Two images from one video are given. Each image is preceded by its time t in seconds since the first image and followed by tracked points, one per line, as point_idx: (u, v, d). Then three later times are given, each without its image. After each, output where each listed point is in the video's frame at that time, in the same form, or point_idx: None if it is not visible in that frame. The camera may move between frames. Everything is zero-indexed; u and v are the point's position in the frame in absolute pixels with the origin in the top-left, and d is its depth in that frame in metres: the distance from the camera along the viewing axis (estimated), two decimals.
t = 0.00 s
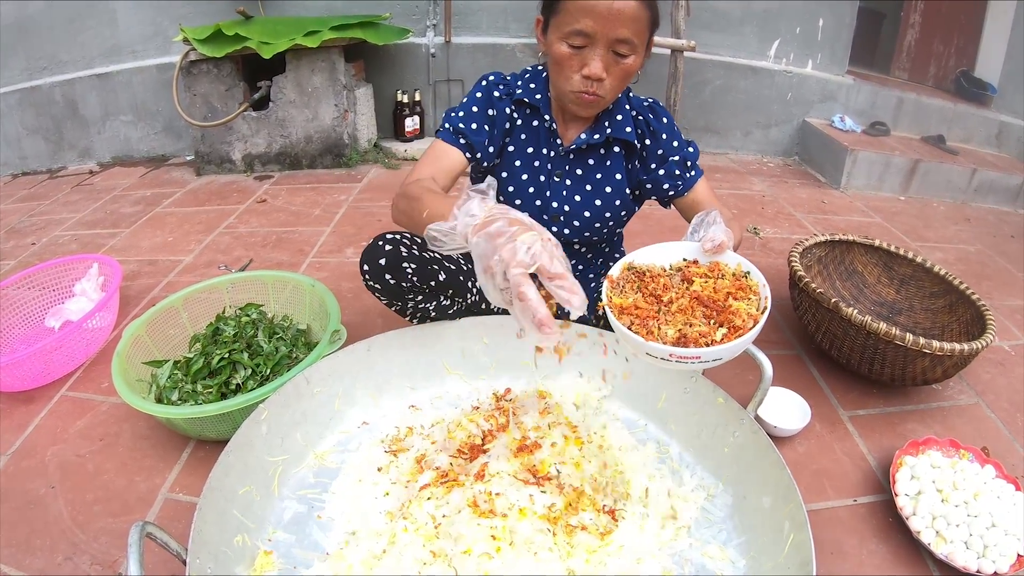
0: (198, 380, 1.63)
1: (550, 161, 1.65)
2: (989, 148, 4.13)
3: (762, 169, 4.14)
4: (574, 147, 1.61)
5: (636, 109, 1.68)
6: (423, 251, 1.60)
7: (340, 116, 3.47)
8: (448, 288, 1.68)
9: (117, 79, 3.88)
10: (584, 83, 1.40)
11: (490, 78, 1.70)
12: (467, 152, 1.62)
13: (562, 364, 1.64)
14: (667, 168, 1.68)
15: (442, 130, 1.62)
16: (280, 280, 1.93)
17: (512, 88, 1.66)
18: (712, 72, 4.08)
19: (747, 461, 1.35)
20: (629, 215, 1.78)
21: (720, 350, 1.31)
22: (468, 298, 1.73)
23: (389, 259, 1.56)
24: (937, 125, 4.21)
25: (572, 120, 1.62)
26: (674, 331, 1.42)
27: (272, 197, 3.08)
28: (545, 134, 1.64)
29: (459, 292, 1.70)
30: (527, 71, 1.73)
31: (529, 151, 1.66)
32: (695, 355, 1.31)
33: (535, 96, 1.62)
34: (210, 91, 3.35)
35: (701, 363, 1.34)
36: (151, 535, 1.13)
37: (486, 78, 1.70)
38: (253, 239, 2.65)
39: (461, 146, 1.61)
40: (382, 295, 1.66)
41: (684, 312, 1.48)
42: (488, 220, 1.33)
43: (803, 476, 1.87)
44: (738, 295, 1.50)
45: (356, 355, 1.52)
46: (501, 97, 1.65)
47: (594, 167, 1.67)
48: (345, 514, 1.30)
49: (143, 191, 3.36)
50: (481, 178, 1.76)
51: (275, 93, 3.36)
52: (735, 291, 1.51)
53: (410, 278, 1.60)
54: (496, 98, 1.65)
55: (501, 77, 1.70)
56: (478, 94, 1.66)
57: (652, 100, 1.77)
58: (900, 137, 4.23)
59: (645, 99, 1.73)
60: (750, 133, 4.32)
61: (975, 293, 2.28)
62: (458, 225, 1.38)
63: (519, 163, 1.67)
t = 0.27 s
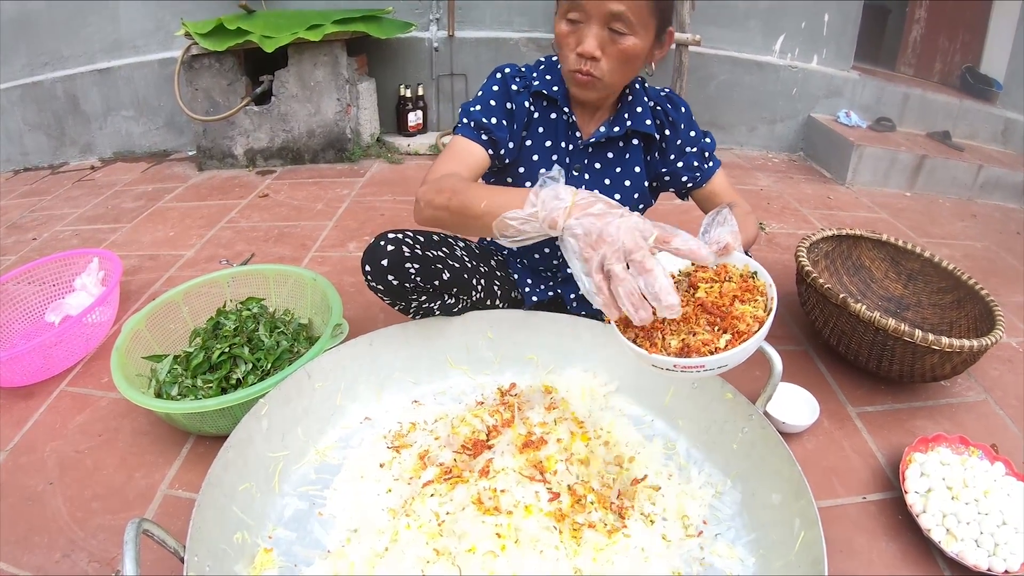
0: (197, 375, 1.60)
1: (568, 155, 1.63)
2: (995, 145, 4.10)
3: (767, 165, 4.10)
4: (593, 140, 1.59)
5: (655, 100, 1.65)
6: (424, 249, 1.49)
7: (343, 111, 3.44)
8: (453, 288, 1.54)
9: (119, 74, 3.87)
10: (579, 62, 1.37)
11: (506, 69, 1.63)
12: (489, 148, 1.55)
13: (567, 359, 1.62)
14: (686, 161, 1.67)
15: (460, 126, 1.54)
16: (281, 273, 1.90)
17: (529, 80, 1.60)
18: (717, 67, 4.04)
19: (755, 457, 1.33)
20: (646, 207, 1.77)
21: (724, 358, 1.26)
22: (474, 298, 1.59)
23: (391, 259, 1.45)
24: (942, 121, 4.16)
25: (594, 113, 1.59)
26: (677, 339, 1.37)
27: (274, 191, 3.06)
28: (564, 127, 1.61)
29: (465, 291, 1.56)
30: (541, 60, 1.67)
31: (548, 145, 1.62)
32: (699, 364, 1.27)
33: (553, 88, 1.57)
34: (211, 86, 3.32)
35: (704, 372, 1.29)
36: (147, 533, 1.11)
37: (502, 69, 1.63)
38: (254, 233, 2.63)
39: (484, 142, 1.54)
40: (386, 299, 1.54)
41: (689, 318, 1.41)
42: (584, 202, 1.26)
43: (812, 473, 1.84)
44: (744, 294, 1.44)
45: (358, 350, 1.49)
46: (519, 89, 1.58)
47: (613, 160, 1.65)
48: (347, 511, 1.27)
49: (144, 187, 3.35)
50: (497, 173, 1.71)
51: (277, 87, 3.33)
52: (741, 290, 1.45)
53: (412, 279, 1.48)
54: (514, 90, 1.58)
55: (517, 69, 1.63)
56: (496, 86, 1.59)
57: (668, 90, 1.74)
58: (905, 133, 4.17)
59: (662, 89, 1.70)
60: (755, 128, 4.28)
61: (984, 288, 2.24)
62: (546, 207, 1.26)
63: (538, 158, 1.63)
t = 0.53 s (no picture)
0: (191, 367, 1.56)
1: (576, 135, 1.57)
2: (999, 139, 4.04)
3: (770, 156, 4.04)
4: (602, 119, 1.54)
5: (664, 80, 1.60)
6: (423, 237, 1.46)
7: (342, 101, 3.39)
8: (454, 276, 1.50)
9: (116, 66, 3.82)
10: (558, 34, 1.36)
11: (516, 46, 1.58)
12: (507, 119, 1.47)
13: (571, 350, 1.57)
14: (696, 144, 1.63)
15: (477, 94, 1.46)
16: (278, 263, 1.86)
17: (539, 58, 1.55)
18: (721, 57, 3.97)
19: (766, 450, 1.28)
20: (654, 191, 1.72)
21: (691, 345, 1.11)
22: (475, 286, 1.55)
23: (389, 246, 1.41)
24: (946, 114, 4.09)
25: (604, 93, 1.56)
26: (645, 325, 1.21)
27: (272, 182, 3.02)
28: (571, 107, 1.56)
29: (466, 280, 1.53)
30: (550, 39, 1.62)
31: (557, 125, 1.56)
32: (662, 351, 1.11)
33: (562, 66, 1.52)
34: (209, 76, 3.27)
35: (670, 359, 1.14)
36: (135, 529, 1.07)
37: (511, 46, 1.58)
38: (252, 225, 2.58)
39: (501, 113, 1.46)
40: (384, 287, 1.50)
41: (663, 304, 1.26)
42: (638, 212, 1.24)
43: (821, 467, 1.79)
44: (725, 284, 1.28)
45: (357, 340, 1.45)
46: (529, 66, 1.53)
47: (622, 141, 1.60)
48: (344, 507, 1.23)
49: (141, 179, 3.30)
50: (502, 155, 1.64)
51: (275, 78, 3.28)
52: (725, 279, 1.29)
53: (411, 266, 1.43)
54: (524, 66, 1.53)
55: (526, 46, 1.58)
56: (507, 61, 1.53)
57: (677, 72, 1.69)
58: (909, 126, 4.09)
59: (670, 70, 1.66)
60: (758, 120, 4.21)
61: (993, 280, 2.19)
62: (599, 208, 1.24)
63: (545, 138, 1.57)
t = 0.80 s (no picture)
0: (178, 357, 1.50)
1: (567, 112, 1.54)
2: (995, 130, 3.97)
3: (768, 145, 3.98)
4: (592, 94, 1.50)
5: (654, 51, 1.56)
6: (418, 215, 1.43)
7: (335, 90, 3.33)
8: (449, 257, 1.47)
9: (106, 56, 3.73)
10: (589, 18, 1.27)
11: (503, 23, 1.55)
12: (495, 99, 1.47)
13: (570, 338, 1.52)
14: (688, 116, 1.57)
15: (467, 70, 1.44)
16: (269, 251, 1.80)
17: (526, 33, 1.52)
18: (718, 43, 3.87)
19: (775, 439, 1.23)
20: (649, 167, 1.67)
21: (666, 346, 1.02)
22: (471, 269, 1.51)
23: (385, 223, 1.38)
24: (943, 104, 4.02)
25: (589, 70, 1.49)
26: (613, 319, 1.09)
27: (264, 171, 2.96)
28: (561, 82, 1.52)
29: (461, 262, 1.49)
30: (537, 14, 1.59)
31: (546, 101, 1.53)
32: (639, 352, 1.03)
33: (549, 42, 1.49)
34: (199, 65, 3.19)
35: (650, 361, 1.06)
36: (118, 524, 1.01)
37: (498, 23, 1.55)
38: (242, 214, 2.52)
39: (490, 93, 1.45)
40: (377, 265, 1.47)
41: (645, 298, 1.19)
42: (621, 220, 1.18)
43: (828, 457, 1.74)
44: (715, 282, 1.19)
45: (349, 329, 1.39)
46: (515, 42, 1.51)
47: (614, 114, 1.55)
48: (336, 502, 1.17)
49: (132, 170, 3.23)
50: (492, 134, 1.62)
51: (266, 65, 3.21)
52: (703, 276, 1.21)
53: (406, 245, 1.41)
54: (511, 43, 1.50)
55: (513, 22, 1.55)
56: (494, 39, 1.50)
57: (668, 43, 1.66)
58: (907, 116, 4.00)
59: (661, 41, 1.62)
60: (755, 109, 4.11)
61: (998, 268, 2.15)
62: (586, 208, 1.20)
63: (535, 115, 1.54)
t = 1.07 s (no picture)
0: (157, 344, 1.43)
1: (558, 87, 1.50)
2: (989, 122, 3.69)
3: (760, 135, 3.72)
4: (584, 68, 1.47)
5: (645, 23, 1.53)
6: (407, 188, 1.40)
7: (322, 75, 3.25)
8: (439, 235, 1.47)
9: (89, 43, 3.60)
10: None
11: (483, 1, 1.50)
12: (472, 86, 1.42)
13: (565, 322, 1.45)
14: (684, 89, 1.54)
15: (441, 67, 1.40)
16: (252, 234, 1.73)
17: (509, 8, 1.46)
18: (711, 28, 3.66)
19: (782, 426, 1.17)
20: (644, 143, 1.64)
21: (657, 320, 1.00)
22: (462, 247, 1.52)
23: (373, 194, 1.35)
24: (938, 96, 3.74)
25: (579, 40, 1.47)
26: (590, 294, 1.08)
27: (250, 158, 2.88)
28: (551, 57, 1.48)
29: (451, 240, 1.50)
30: None
31: (534, 78, 1.49)
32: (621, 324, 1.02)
33: (535, 15, 1.44)
34: (184, 51, 3.10)
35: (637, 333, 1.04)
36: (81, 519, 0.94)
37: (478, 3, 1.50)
38: (227, 200, 2.45)
39: (466, 80, 1.41)
40: (364, 243, 1.45)
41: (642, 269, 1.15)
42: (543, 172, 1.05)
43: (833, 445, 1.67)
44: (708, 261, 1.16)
45: (333, 314, 1.32)
46: (498, 19, 1.45)
47: (606, 88, 1.52)
48: (320, 495, 1.11)
49: (116, 158, 3.14)
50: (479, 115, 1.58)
51: (252, 50, 3.11)
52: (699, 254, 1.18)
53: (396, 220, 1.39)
54: (493, 21, 1.45)
55: None
56: (472, 21, 1.46)
57: (659, 14, 1.62)
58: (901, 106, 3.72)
59: (652, 12, 1.58)
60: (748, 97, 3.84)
61: (999, 254, 2.06)
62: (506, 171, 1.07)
63: (523, 91, 1.49)
